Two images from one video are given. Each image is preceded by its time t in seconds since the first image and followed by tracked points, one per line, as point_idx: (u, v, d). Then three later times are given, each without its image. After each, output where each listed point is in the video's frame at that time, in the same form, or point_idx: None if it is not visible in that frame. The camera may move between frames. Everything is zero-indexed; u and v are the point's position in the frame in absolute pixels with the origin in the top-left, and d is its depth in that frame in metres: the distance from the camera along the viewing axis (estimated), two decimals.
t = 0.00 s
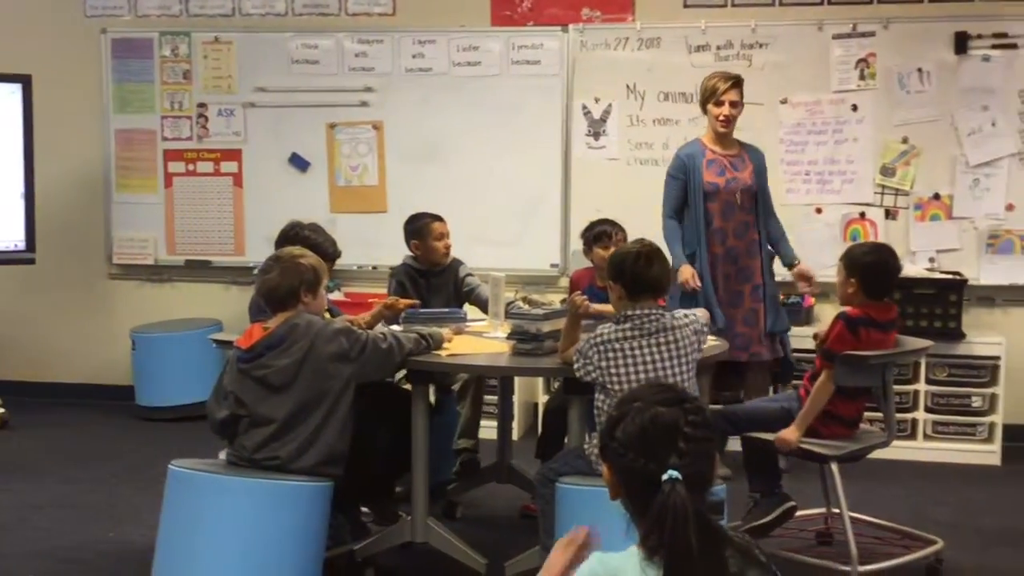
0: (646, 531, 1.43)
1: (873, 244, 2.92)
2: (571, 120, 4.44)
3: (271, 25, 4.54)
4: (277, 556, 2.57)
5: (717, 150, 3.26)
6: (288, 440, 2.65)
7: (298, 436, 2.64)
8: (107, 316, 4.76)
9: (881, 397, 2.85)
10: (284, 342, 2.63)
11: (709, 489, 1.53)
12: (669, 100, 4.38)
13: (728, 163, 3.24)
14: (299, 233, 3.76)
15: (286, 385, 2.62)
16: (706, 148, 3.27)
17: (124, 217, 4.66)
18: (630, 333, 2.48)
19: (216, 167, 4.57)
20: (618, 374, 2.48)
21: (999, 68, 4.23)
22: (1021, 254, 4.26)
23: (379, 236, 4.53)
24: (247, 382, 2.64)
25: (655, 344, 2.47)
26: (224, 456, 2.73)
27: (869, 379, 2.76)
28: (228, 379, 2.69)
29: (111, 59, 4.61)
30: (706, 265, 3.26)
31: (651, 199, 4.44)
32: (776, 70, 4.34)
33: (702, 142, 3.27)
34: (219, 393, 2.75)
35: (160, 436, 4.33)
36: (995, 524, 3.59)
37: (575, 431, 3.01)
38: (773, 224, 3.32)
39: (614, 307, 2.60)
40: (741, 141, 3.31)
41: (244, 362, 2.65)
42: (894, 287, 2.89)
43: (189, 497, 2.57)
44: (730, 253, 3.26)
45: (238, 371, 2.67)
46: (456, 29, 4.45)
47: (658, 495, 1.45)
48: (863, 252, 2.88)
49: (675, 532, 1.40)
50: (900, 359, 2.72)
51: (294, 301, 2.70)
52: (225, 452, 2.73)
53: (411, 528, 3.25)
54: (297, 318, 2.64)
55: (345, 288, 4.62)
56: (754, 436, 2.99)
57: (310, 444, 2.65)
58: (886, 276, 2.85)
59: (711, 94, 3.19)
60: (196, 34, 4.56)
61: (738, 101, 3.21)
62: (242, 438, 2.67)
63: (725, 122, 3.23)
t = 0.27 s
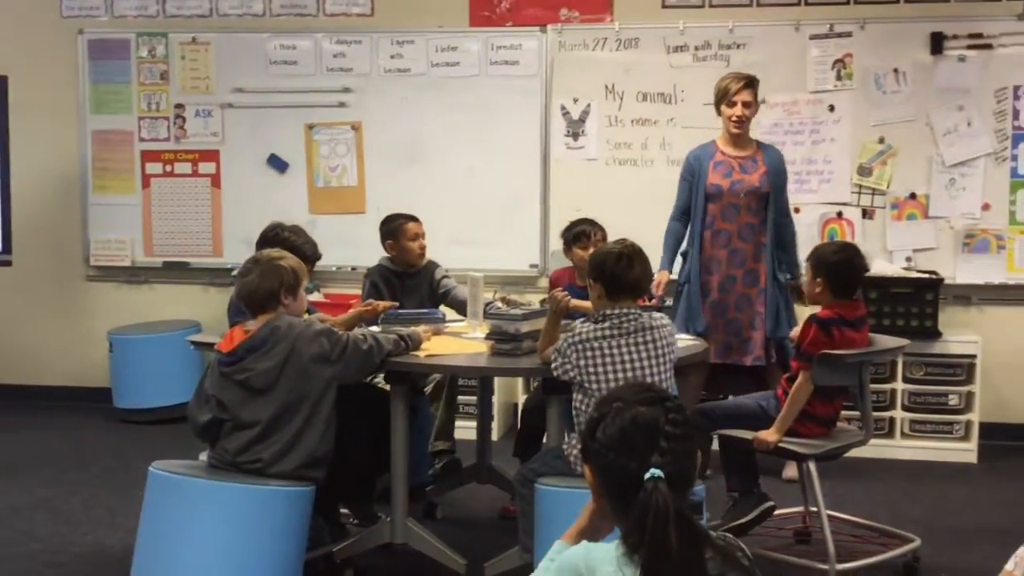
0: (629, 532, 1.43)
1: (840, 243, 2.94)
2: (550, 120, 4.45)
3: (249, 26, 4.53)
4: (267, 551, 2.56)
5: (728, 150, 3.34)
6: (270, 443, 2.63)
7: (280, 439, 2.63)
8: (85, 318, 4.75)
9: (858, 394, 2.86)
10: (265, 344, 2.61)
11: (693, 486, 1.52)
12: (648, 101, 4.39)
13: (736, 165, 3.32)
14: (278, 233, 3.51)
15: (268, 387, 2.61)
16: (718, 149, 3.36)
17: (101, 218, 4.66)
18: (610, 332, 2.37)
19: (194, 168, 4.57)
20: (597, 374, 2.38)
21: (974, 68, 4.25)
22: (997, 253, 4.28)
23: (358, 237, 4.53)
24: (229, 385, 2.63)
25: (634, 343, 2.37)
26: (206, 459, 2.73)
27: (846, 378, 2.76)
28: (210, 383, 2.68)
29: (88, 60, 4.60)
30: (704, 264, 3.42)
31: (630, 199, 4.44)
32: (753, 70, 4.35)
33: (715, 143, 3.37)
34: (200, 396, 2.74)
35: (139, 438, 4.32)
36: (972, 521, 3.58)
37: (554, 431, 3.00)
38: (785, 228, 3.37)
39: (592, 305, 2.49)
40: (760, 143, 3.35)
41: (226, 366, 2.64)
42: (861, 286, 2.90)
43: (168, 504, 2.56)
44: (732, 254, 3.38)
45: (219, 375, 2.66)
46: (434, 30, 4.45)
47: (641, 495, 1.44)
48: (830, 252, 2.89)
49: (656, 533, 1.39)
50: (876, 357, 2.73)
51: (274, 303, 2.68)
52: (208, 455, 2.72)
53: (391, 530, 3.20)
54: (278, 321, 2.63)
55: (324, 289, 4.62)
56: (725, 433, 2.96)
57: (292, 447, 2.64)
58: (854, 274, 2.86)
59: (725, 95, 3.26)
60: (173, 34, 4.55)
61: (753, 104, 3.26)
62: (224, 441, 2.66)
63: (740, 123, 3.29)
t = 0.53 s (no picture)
0: (613, 537, 1.39)
1: (820, 246, 2.92)
2: (531, 125, 4.45)
3: (228, 30, 4.53)
4: (250, 551, 2.54)
5: (742, 154, 3.36)
6: (253, 450, 2.60)
7: (262, 446, 2.59)
8: (65, 323, 4.76)
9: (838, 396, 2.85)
10: (248, 352, 2.56)
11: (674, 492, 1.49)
12: (629, 105, 4.40)
13: (749, 168, 3.33)
14: (257, 238, 3.51)
15: (251, 395, 2.56)
16: (734, 153, 3.38)
17: (79, 223, 4.66)
18: (587, 337, 2.36)
19: (173, 173, 4.58)
20: (575, 379, 2.36)
21: (952, 72, 4.27)
22: (975, 256, 4.30)
23: (339, 241, 4.54)
24: (212, 394, 2.58)
25: (611, 348, 2.36)
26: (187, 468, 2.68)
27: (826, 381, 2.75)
28: (191, 392, 2.62)
29: (66, 65, 4.60)
30: (716, 266, 3.41)
31: (610, 203, 4.45)
32: (734, 75, 4.35)
33: (731, 146, 3.39)
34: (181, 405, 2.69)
35: (120, 443, 4.31)
36: (952, 522, 3.57)
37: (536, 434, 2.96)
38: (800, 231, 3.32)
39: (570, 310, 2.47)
40: (777, 147, 3.36)
41: (206, 373, 2.59)
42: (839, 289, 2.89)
43: (147, 513, 2.55)
44: (742, 256, 3.36)
45: (201, 384, 2.60)
46: (415, 34, 4.45)
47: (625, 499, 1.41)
48: (809, 257, 2.88)
49: (642, 536, 1.36)
50: (857, 359, 2.72)
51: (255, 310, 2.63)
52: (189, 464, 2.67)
53: (372, 535, 3.13)
54: (261, 328, 2.58)
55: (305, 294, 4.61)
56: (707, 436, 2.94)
57: (274, 453, 2.60)
58: (831, 279, 2.85)
59: (741, 97, 3.30)
60: (152, 39, 4.56)
61: (769, 107, 3.28)
62: (207, 450, 2.61)
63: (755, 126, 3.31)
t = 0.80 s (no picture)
0: (591, 537, 1.38)
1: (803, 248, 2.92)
2: (511, 127, 4.45)
3: (207, 32, 4.56)
4: (234, 558, 2.45)
5: (735, 154, 3.37)
6: (233, 454, 2.51)
7: (243, 450, 2.51)
8: (44, 325, 4.80)
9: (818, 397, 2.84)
10: (228, 355, 2.47)
11: (653, 493, 1.44)
12: (609, 107, 4.40)
13: (740, 168, 3.34)
14: (234, 241, 3.45)
15: (232, 399, 2.47)
16: (728, 153, 3.39)
17: (57, 226, 4.69)
18: (564, 337, 2.34)
19: (152, 175, 4.61)
20: (553, 380, 2.34)
21: (930, 75, 4.28)
22: (954, 257, 4.32)
23: (319, 244, 4.55)
24: (192, 398, 2.49)
25: (589, 347, 2.34)
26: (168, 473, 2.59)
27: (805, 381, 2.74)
28: (170, 395, 2.53)
29: (44, 67, 4.64)
30: (710, 266, 3.44)
31: (590, 204, 4.45)
32: (713, 77, 4.35)
33: (725, 147, 3.40)
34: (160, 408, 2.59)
35: (99, 446, 4.32)
36: (932, 523, 3.55)
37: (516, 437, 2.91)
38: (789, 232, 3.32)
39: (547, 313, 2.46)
40: (771, 148, 3.35)
41: (185, 378, 2.49)
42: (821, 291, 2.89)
43: (127, 521, 2.45)
44: (733, 256, 3.38)
45: (181, 388, 2.51)
46: (395, 36, 4.45)
47: (602, 501, 1.38)
48: (792, 258, 2.88)
49: (620, 536, 1.35)
50: (836, 359, 2.71)
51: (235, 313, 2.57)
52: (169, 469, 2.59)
53: (353, 539, 3.06)
54: (241, 331, 2.50)
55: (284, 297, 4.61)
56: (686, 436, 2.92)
57: (255, 457, 2.52)
58: (813, 279, 2.85)
59: (736, 97, 3.25)
60: (131, 41, 4.59)
61: (765, 109, 3.24)
62: (187, 454, 2.52)
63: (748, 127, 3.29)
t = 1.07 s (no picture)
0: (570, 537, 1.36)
1: (789, 247, 2.92)
2: (495, 128, 4.46)
3: (189, 32, 4.57)
4: (224, 552, 2.43)
5: (723, 154, 3.37)
6: (216, 455, 2.50)
7: (226, 452, 2.50)
8: (27, 325, 4.81)
9: (800, 397, 2.84)
10: (210, 358, 2.46)
11: (631, 491, 1.44)
12: (592, 107, 4.41)
13: (727, 168, 3.35)
14: (216, 241, 3.40)
15: (215, 401, 2.46)
16: (715, 153, 3.39)
17: (39, 227, 4.71)
18: (543, 336, 2.34)
19: (135, 175, 4.62)
20: (533, 379, 2.34)
21: (911, 75, 4.30)
22: (935, 256, 4.34)
23: (302, 244, 4.56)
24: (174, 401, 2.47)
25: (568, 347, 2.34)
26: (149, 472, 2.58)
27: (786, 381, 2.74)
28: (152, 398, 2.51)
29: (25, 67, 4.65)
30: (698, 266, 3.45)
31: (573, 204, 4.46)
32: (696, 77, 4.36)
33: (713, 147, 3.41)
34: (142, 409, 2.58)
35: (82, 446, 4.32)
36: (914, 520, 3.55)
37: (500, 437, 2.85)
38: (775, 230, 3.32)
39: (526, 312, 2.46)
40: (758, 146, 3.34)
41: (168, 381, 2.47)
42: (805, 290, 2.89)
43: (111, 523, 2.41)
44: (721, 255, 3.40)
45: (163, 391, 2.49)
46: (379, 35, 4.45)
47: (580, 499, 1.36)
48: (777, 257, 2.89)
49: (599, 534, 1.33)
50: (818, 358, 2.71)
51: (217, 314, 2.54)
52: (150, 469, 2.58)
53: (336, 539, 2.97)
54: (223, 333, 2.48)
55: (267, 298, 4.61)
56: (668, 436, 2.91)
57: (239, 459, 2.52)
58: (796, 279, 2.85)
59: (724, 97, 3.27)
60: (113, 41, 4.59)
61: (752, 108, 3.26)
62: (169, 456, 2.51)
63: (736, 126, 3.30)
